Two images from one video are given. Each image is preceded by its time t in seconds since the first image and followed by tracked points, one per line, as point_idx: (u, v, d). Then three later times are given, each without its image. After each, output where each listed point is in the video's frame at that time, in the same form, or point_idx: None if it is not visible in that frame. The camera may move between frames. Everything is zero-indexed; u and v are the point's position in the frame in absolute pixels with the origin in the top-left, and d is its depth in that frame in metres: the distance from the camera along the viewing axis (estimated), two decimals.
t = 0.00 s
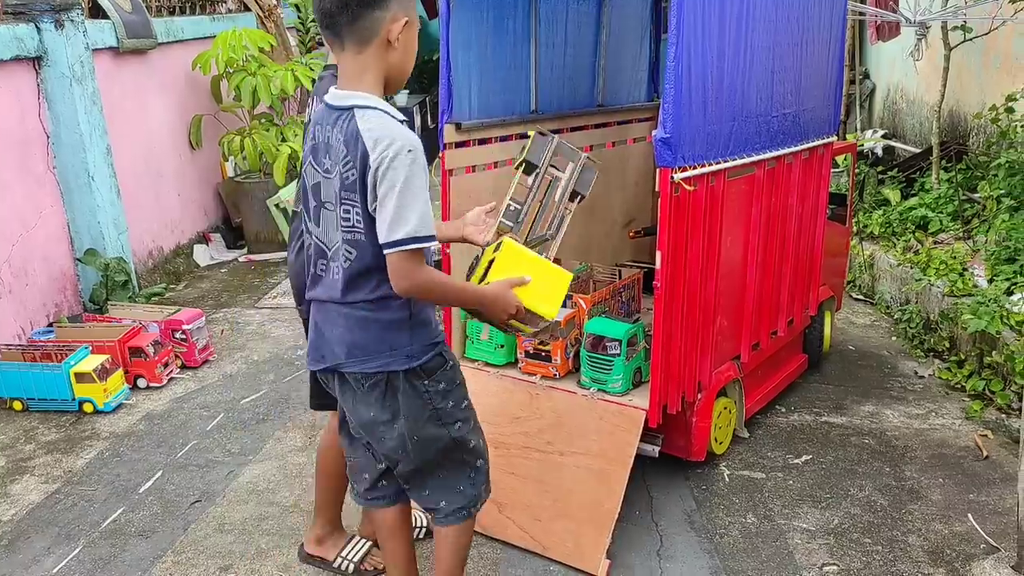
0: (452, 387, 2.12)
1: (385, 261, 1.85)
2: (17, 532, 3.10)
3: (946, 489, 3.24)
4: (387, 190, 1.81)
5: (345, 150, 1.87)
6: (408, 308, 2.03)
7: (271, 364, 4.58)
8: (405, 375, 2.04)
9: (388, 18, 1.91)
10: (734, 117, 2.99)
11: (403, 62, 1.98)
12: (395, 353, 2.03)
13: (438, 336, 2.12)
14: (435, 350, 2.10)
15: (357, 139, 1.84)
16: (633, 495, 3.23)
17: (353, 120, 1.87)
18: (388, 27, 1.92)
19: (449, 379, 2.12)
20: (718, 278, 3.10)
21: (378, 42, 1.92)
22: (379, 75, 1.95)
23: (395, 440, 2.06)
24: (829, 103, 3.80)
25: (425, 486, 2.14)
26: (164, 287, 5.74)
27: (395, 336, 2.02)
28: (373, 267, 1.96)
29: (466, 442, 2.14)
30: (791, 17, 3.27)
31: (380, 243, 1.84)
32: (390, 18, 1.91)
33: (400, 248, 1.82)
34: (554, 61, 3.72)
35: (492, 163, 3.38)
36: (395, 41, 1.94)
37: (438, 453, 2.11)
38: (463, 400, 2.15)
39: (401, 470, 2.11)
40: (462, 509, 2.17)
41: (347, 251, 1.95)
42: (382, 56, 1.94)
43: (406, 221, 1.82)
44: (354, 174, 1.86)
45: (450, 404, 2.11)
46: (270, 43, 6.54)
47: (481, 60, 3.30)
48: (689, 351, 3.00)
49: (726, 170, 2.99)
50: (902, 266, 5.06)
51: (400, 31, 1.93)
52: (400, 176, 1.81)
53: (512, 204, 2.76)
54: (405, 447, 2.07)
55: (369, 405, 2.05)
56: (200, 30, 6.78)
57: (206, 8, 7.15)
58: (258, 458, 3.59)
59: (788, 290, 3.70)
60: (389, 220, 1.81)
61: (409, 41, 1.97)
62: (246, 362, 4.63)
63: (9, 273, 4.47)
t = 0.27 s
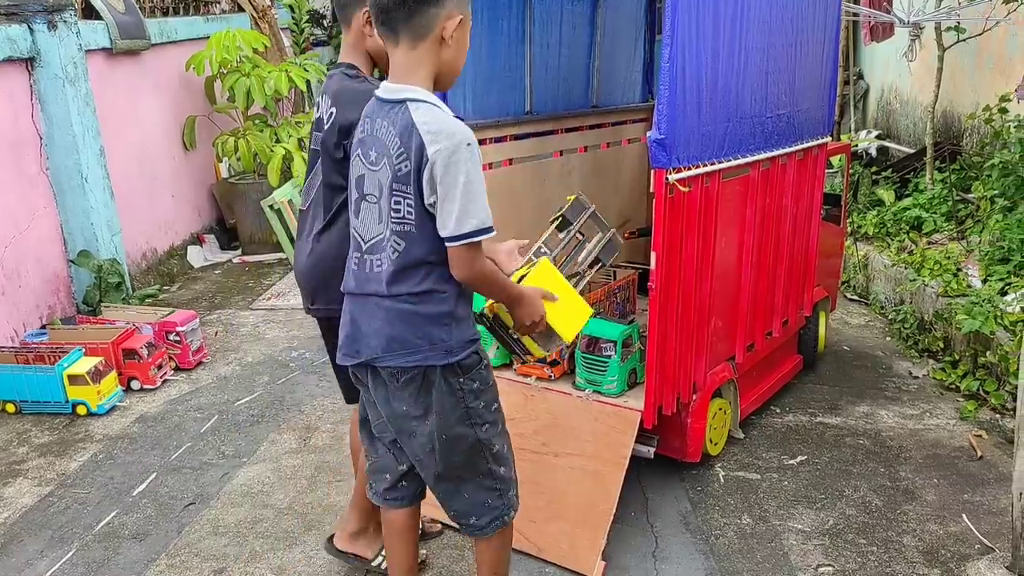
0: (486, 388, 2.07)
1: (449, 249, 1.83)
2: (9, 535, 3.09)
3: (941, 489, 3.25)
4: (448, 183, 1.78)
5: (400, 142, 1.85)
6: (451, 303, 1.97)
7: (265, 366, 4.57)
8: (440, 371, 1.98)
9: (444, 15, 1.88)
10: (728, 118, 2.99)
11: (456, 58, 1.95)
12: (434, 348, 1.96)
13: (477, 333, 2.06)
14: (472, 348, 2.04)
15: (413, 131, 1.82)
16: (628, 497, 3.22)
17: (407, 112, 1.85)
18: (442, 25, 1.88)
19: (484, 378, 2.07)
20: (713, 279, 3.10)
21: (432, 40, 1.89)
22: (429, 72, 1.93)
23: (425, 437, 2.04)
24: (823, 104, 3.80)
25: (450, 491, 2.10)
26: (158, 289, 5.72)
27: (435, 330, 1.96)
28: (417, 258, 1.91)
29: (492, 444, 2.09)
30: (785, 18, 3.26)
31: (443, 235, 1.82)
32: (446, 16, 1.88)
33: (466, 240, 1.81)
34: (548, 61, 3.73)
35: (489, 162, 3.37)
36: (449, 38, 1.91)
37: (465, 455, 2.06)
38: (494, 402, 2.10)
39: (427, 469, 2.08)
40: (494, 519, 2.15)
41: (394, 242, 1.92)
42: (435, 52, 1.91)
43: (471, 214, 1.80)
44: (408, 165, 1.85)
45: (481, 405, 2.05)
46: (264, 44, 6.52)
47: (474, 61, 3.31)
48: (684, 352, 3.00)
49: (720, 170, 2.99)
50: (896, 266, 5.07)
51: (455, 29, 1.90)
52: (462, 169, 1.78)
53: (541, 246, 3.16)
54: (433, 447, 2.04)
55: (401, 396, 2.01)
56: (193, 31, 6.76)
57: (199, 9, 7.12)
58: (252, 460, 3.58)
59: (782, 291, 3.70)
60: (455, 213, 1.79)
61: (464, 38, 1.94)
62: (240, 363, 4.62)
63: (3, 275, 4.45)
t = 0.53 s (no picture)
0: (493, 393, 2.06)
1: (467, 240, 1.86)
2: (5, 538, 3.08)
3: (937, 489, 3.26)
4: (470, 175, 1.81)
5: (421, 133, 1.87)
6: (465, 301, 1.98)
7: (262, 367, 4.56)
8: (449, 371, 1.98)
9: (475, 17, 1.90)
10: (726, 119, 3.00)
11: (484, 60, 1.97)
12: (444, 347, 1.97)
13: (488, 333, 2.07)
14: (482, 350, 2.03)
15: (435, 123, 1.84)
16: (626, 498, 3.22)
17: (430, 105, 1.86)
18: (473, 26, 1.91)
19: (491, 382, 2.06)
20: (710, 279, 3.10)
21: (462, 40, 1.91)
22: (456, 72, 1.94)
23: (429, 441, 2.04)
24: (820, 104, 3.81)
25: (454, 499, 2.09)
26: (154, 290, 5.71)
27: (447, 328, 1.96)
28: (433, 253, 1.92)
29: (496, 452, 2.09)
30: (782, 19, 3.27)
31: (463, 228, 1.84)
32: (477, 17, 1.90)
33: (486, 231, 1.84)
34: (545, 62, 3.73)
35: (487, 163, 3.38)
36: (479, 40, 1.93)
37: (469, 462, 2.05)
38: (500, 410, 2.09)
39: (431, 474, 2.07)
40: (496, 530, 2.14)
41: (408, 233, 1.94)
42: (463, 53, 1.93)
43: (492, 205, 1.83)
44: (427, 155, 1.86)
45: (488, 410, 2.05)
46: (259, 45, 6.50)
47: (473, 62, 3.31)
48: (681, 353, 3.00)
49: (718, 171, 2.99)
50: (891, 267, 5.08)
51: (484, 31, 1.93)
52: (482, 162, 1.81)
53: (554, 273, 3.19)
54: (438, 451, 2.03)
55: (407, 396, 2.01)
56: (189, 31, 6.75)
57: (194, 10, 7.11)
58: (249, 462, 3.57)
59: (779, 291, 3.71)
60: (475, 204, 1.82)
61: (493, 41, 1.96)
62: (237, 364, 4.61)
63: None
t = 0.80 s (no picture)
0: (476, 399, 2.07)
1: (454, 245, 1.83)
2: (3, 539, 3.07)
3: (936, 489, 3.26)
4: (452, 173, 1.79)
5: (409, 131, 1.87)
6: (451, 300, 1.98)
7: (260, 368, 4.55)
8: (432, 371, 1.98)
9: (469, 17, 1.91)
10: (724, 120, 3.00)
11: (477, 61, 1.97)
12: (429, 346, 1.97)
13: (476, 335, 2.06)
14: (468, 353, 2.03)
15: (422, 121, 1.84)
16: (626, 499, 3.22)
17: (419, 103, 1.86)
18: (467, 27, 1.91)
19: (475, 389, 2.06)
20: (709, 280, 3.10)
21: (456, 40, 1.91)
22: (450, 73, 1.94)
23: (410, 442, 2.04)
24: (817, 105, 3.82)
25: (432, 507, 2.09)
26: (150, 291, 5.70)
27: (432, 328, 1.96)
28: (419, 251, 1.93)
29: (477, 464, 2.10)
30: (780, 20, 3.27)
31: (446, 227, 1.82)
32: (471, 18, 1.91)
33: (469, 231, 1.81)
34: (543, 63, 3.73)
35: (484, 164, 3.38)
36: (472, 40, 1.93)
37: (448, 467, 2.05)
38: (484, 418, 2.10)
39: (414, 480, 2.07)
40: (474, 543, 2.14)
41: (398, 231, 1.94)
42: (457, 53, 1.93)
43: (474, 204, 1.80)
44: (414, 153, 1.86)
45: (470, 417, 2.05)
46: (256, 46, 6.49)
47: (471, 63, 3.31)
48: (681, 353, 3.01)
49: (717, 171, 2.99)
50: (889, 267, 5.08)
51: (479, 32, 1.93)
52: (466, 161, 1.79)
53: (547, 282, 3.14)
54: (415, 453, 2.04)
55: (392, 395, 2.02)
56: (185, 32, 6.74)
57: (191, 10, 7.10)
58: (248, 463, 3.57)
59: (777, 291, 3.71)
60: (456, 202, 1.80)
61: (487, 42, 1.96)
62: (234, 366, 4.60)
63: None
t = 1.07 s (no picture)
0: (465, 398, 2.07)
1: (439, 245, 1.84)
2: (4, 538, 3.07)
3: (933, 485, 3.28)
4: (435, 172, 1.80)
5: (398, 130, 1.88)
6: (439, 299, 1.98)
7: (259, 368, 4.56)
8: (419, 369, 1.99)
9: (462, 16, 1.91)
10: (722, 118, 3.01)
11: (471, 59, 1.98)
12: (415, 344, 1.98)
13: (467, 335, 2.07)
14: (458, 352, 2.04)
15: (409, 119, 1.85)
16: (625, 496, 3.23)
17: (408, 102, 1.87)
18: (460, 26, 1.92)
19: (464, 388, 2.07)
20: (707, 278, 3.11)
21: (450, 39, 1.92)
22: (443, 72, 1.95)
23: (400, 437, 2.06)
24: (814, 103, 3.83)
25: (421, 504, 2.09)
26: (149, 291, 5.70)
27: (419, 327, 1.97)
28: (407, 250, 1.94)
29: (465, 460, 2.10)
30: (777, 18, 3.29)
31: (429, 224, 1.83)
32: (464, 16, 1.92)
33: (449, 229, 1.81)
34: (540, 62, 3.73)
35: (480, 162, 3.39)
36: (466, 39, 1.94)
37: (435, 464, 2.06)
38: (474, 416, 2.11)
39: (405, 477, 2.08)
40: (460, 540, 2.14)
41: (389, 230, 1.95)
42: (450, 52, 1.94)
43: (455, 202, 1.80)
44: (402, 152, 1.87)
45: (458, 415, 2.06)
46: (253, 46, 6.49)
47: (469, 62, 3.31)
48: (680, 351, 3.02)
49: (715, 170, 3.01)
50: (885, 265, 5.10)
51: (472, 31, 1.94)
52: (448, 159, 1.80)
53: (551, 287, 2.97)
54: (405, 449, 2.05)
55: (383, 391, 2.04)
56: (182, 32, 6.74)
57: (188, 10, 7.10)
58: (248, 461, 3.57)
59: (775, 289, 3.73)
60: (437, 199, 1.80)
61: (481, 41, 1.97)
62: (233, 365, 4.61)
63: None
